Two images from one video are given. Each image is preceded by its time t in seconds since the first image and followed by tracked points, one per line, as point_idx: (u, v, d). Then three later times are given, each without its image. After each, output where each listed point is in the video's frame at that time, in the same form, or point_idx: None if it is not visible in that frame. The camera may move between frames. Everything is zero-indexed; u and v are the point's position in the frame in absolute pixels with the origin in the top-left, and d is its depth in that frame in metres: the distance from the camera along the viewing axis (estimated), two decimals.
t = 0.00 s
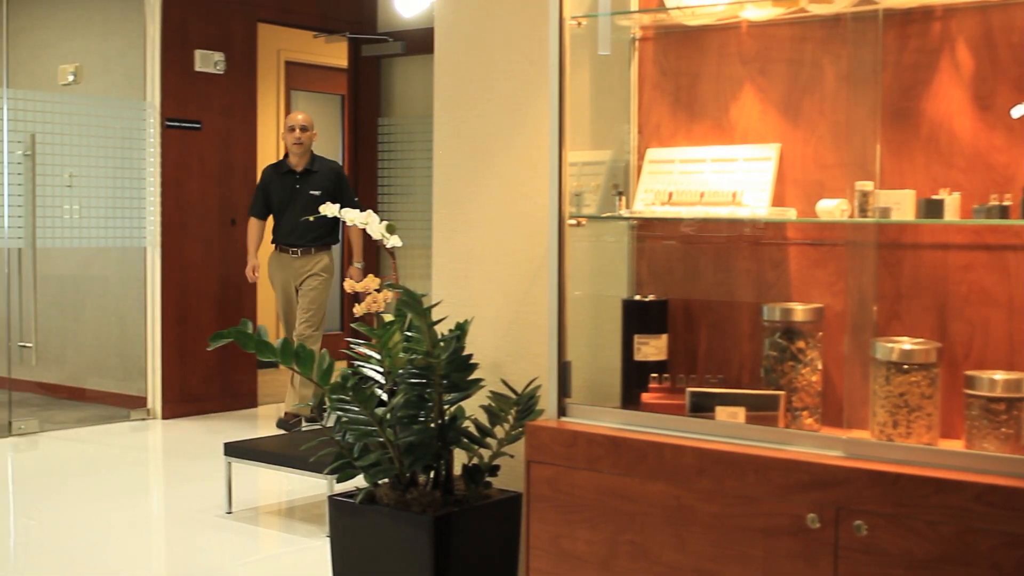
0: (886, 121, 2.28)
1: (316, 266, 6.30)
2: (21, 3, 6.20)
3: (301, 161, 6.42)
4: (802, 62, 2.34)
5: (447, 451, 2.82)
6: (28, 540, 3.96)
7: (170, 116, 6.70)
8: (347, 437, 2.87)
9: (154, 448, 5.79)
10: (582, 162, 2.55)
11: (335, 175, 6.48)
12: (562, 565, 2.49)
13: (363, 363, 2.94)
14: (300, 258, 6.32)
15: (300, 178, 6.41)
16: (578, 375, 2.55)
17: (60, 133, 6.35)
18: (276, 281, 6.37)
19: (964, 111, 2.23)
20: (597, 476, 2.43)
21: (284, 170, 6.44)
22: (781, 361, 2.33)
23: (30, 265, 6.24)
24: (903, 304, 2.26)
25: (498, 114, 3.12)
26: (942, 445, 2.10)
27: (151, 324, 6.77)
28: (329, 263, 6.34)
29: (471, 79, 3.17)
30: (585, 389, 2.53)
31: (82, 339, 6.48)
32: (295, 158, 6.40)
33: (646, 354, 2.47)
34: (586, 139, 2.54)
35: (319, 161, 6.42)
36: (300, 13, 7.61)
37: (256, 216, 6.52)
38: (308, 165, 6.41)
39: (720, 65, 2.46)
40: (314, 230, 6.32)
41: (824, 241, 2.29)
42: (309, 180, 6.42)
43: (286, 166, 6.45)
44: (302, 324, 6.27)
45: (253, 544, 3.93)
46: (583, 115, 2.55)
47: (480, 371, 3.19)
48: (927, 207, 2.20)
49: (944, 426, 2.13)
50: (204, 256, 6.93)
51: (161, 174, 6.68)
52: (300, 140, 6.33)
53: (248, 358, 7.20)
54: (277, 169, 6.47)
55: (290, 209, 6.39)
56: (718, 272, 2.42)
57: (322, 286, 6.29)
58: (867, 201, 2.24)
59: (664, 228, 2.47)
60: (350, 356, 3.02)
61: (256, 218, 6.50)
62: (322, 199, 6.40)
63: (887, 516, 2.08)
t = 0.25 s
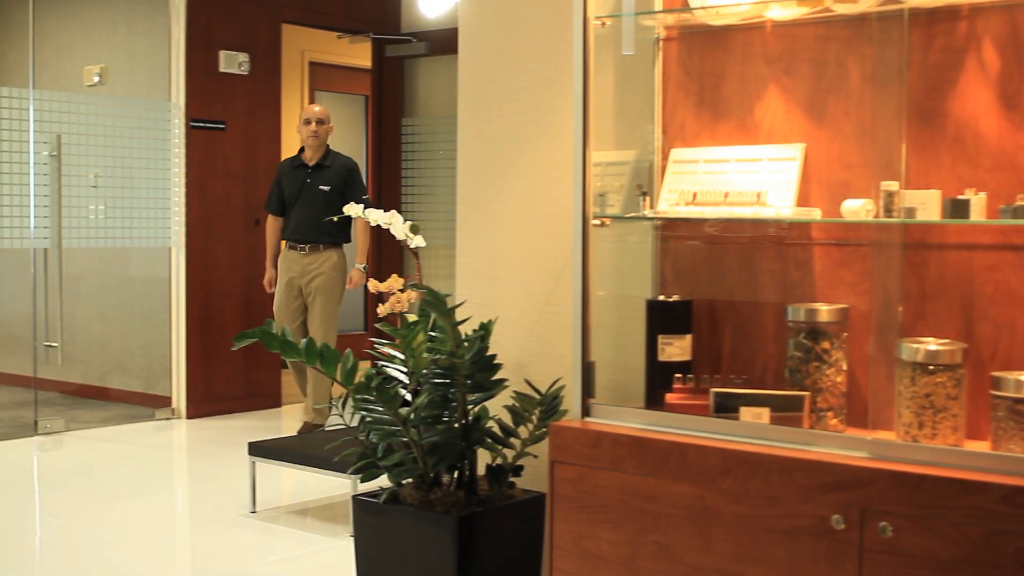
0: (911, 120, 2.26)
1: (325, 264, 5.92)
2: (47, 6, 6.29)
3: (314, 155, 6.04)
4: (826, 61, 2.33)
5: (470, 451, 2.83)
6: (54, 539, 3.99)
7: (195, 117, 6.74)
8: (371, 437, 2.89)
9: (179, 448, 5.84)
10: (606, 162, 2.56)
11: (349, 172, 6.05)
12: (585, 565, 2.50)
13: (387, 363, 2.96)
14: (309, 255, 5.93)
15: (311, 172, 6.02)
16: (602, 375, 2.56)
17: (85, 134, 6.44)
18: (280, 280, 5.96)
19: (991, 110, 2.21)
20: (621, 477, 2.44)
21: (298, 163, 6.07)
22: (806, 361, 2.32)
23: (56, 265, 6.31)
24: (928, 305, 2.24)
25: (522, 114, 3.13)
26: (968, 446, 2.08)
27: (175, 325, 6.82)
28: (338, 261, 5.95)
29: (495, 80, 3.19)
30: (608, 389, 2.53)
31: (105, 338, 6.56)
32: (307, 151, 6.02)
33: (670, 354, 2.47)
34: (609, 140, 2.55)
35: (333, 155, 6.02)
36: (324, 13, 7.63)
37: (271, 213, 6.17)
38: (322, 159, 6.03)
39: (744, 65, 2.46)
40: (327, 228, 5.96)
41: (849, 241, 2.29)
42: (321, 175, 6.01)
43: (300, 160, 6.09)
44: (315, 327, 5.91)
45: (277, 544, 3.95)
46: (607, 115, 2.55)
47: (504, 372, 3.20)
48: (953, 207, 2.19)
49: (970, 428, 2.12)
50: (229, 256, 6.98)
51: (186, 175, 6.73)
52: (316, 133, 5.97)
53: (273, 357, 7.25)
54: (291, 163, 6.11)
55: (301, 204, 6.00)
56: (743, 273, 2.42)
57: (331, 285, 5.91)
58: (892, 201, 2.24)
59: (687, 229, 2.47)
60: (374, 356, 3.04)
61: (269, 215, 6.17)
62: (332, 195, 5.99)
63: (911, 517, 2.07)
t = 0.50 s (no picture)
0: (935, 118, 2.27)
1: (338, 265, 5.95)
2: (73, 6, 6.32)
3: (323, 155, 6.02)
4: (851, 61, 2.32)
5: (493, 450, 2.85)
6: (78, 539, 4.02)
7: (219, 118, 6.80)
8: (394, 437, 2.91)
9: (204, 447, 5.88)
10: (629, 162, 2.56)
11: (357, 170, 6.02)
12: (608, 566, 2.50)
13: (410, 363, 2.98)
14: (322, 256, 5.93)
15: (320, 172, 6.00)
16: (625, 375, 2.57)
17: (110, 134, 6.48)
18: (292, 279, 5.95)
19: (1017, 110, 2.20)
20: (644, 477, 2.44)
21: (307, 163, 6.05)
22: (830, 362, 2.32)
23: (81, 264, 6.35)
24: (953, 305, 2.23)
25: (545, 115, 3.14)
26: (994, 448, 2.07)
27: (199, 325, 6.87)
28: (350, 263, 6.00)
29: (518, 80, 3.20)
30: (632, 389, 2.54)
31: (129, 338, 6.61)
32: (316, 151, 6.01)
33: (694, 355, 2.47)
34: (632, 140, 2.55)
35: (342, 154, 6.00)
36: (346, 14, 7.68)
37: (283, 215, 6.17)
38: (331, 159, 6.01)
39: (768, 65, 2.46)
40: (339, 228, 5.98)
41: (873, 242, 2.28)
42: (330, 174, 6.00)
43: (309, 159, 6.07)
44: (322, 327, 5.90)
45: (300, 543, 3.98)
46: (630, 116, 2.56)
47: (527, 372, 3.21)
48: (978, 207, 2.17)
49: (995, 429, 2.11)
50: (253, 256, 7.03)
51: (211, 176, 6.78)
52: (324, 132, 5.94)
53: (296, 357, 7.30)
54: (300, 162, 6.09)
55: (311, 205, 5.98)
56: (767, 273, 2.41)
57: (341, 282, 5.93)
58: (917, 201, 2.22)
59: (711, 229, 2.46)
60: (397, 356, 3.06)
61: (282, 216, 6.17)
62: (343, 195, 5.99)
63: (936, 519, 2.06)
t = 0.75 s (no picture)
0: (961, 119, 2.24)
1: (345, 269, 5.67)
2: (96, 7, 6.34)
3: (323, 155, 5.66)
4: (875, 60, 2.32)
5: (516, 450, 2.86)
6: (103, 539, 4.04)
7: (242, 118, 6.86)
8: (417, 437, 2.92)
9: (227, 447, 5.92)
10: (652, 162, 2.57)
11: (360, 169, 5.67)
12: (632, 566, 2.51)
13: (433, 364, 3.00)
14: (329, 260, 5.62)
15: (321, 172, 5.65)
16: (649, 375, 2.57)
17: (134, 135, 6.52)
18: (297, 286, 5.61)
19: None
20: (667, 478, 2.44)
21: (305, 164, 5.69)
22: (854, 362, 2.31)
23: (105, 265, 6.39)
24: (977, 306, 2.21)
25: (568, 114, 3.15)
26: (1019, 448, 2.07)
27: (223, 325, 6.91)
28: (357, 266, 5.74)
29: (541, 80, 3.20)
30: (655, 390, 2.54)
31: (152, 338, 6.67)
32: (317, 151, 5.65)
33: (717, 355, 2.47)
34: (655, 140, 2.56)
35: (344, 153, 5.66)
36: (369, 15, 7.73)
37: (282, 220, 5.81)
38: (331, 158, 5.66)
39: (791, 65, 2.46)
40: (343, 230, 5.65)
41: (897, 242, 2.27)
42: (331, 174, 5.65)
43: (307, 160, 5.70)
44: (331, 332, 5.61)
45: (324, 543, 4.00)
46: (653, 115, 2.56)
47: (551, 372, 3.22)
48: (1003, 208, 2.14)
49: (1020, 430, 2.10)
50: (276, 257, 7.07)
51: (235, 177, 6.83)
52: (323, 131, 5.59)
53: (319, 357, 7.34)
54: (298, 164, 5.72)
55: (313, 207, 5.64)
56: (791, 273, 2.41)
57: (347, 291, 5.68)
58: (941, 202, 2.21)
59: (734, 229, 2.46)
60: (421, 357, 3.07)
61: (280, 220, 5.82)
62: (345, 195, 5.64)
63: (961, 520, 2.05)
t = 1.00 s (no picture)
0: (989, 120, 2.23)
1: (341, 268, 5.52)
2: (122, 8, 6.37)
3: (324, 149, 5.61)
4: (901, 60, 2.31)
5: (540, 450, 2.87)
6: (130, 537, 4.08)
7: (267, 118, 6.89)
8: (441, 437, 2.94)
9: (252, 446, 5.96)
10: (677, 162, 2.57)
11: (363, 165, 5.65)
12: (655, 567, 2.51)
13: (457, 364, 3.02)
14: (325, 258, 5.53)
15: (322, 167, 5.59)
16: (673, 375, 2.57)
17: (159, 135, 6.57)
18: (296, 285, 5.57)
19: None
20: (691, 478, 2.45)
21: (305, 159, 5.63)
22: (879, 363, 2.31)
23: (131, 264, 6.43)
24: (1005, 307, 2.20)
25: (592, 114, 3.15)
26: None
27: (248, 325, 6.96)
28: (356, 265, 5.56)
29: (565, 80, 3.21)
30: (680, 391, 2.55)
31: (177, 338, 6.73)
32: (318, 145, 5.60)
33: (742, 355, 2.47)
34: (679, 140, 2.56)
35: (345, 149, 5.63)
36: (393, 15, 7.77)
37: (275, 213, 5.74)
38: (332, 153, 5.61)
39: (817, 65, 2.45)
40: (345, 226, 5.57)
41: (923, 242, 2.26)
42: (332, 169, 5.60)
43: (307, 155, 5.65)
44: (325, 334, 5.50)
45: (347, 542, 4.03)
46: (677, 114, 2.56)
47: (574, 372, 3.23)
48: None
49: None
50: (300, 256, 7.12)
51: (260, 178, 6.88)
52: (324, 125, 5.55)
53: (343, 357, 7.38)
54: (297, 160, 5.66)
55: (312, 202, 5.58)
56: (816, 273, 2.40)
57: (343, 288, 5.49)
58: (968, 202, 2.20)
59: (758, 229, 2.46)
60: (445, 357, 3.09)
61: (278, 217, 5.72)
62: (348, 191, 5.59)
63: (987, 522, 2.04)
